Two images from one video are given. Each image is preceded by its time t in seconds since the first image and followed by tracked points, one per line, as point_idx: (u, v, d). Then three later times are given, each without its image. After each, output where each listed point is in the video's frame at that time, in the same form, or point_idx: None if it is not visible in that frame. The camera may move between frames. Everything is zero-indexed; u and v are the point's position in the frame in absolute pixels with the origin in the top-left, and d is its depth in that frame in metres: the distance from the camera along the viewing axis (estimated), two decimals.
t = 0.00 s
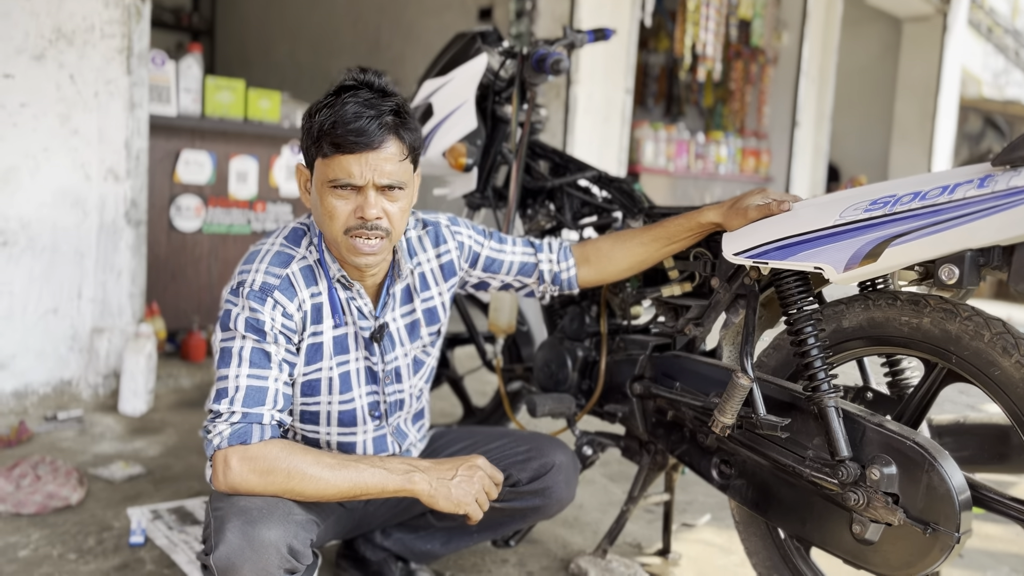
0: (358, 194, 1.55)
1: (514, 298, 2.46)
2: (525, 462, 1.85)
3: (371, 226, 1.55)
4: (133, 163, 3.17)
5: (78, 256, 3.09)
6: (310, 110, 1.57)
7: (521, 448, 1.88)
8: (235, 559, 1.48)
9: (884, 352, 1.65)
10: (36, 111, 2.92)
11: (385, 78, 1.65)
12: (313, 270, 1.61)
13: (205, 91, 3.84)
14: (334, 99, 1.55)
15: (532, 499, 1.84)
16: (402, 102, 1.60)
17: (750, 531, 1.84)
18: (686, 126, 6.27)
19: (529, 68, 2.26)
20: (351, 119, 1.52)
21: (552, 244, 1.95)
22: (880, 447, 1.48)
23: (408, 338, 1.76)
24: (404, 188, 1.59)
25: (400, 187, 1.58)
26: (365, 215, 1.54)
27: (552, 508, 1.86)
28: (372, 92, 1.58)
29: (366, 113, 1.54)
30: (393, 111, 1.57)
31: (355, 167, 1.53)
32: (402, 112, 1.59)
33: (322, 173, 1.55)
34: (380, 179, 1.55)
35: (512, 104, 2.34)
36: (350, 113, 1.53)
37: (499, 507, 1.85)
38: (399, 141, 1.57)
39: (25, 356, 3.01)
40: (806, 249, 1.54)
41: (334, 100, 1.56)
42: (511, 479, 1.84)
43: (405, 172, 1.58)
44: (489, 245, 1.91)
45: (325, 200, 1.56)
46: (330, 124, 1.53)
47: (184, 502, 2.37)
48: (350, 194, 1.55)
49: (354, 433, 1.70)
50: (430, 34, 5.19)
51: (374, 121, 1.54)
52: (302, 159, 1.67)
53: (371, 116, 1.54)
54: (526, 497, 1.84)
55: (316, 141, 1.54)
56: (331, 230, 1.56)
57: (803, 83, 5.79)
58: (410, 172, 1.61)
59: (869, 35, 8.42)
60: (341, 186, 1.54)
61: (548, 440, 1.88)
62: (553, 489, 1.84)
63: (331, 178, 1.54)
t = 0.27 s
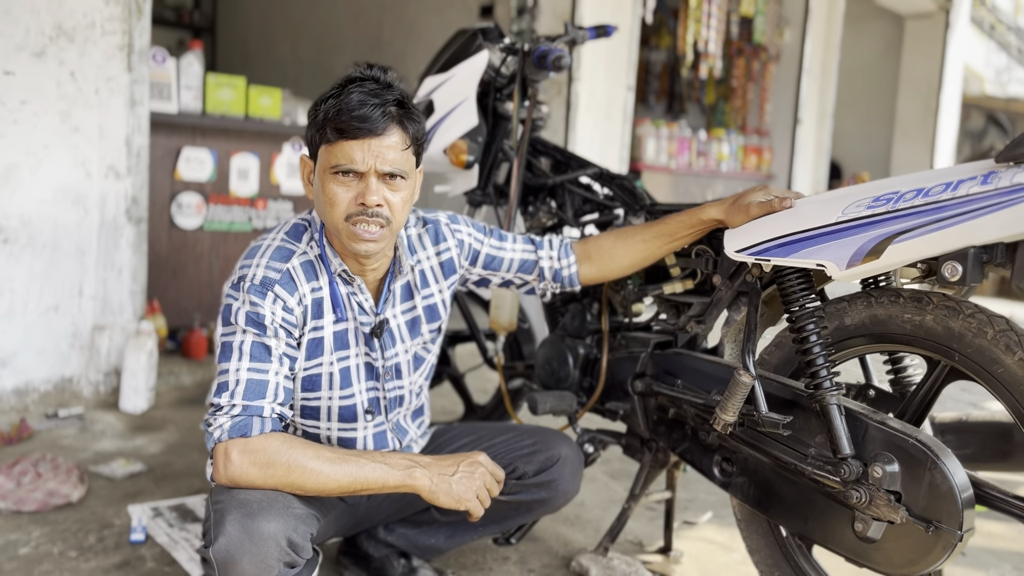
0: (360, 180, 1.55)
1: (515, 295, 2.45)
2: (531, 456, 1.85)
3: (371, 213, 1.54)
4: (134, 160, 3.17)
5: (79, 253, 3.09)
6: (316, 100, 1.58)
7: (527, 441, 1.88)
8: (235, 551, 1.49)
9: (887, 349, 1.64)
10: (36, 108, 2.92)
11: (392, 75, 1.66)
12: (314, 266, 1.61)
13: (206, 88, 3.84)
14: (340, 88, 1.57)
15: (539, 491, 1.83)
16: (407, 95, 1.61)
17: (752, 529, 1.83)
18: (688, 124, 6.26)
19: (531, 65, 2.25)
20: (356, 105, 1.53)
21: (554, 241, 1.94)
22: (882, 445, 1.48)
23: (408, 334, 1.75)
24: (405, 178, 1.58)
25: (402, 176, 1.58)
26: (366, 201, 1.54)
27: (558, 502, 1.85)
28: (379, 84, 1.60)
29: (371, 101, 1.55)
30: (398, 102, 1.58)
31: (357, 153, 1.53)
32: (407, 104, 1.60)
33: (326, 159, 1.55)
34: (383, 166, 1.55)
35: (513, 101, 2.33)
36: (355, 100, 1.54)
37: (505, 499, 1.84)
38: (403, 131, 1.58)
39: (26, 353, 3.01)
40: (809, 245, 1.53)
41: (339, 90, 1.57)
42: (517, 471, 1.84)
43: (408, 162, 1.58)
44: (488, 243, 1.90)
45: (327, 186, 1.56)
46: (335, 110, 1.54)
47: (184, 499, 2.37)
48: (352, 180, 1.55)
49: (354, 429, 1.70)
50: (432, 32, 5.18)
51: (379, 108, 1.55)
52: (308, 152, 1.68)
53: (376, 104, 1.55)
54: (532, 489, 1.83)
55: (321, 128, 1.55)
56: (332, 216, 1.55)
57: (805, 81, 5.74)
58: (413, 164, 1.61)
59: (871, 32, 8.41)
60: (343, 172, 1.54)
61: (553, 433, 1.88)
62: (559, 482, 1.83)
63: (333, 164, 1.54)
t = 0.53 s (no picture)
0: (356, 170, 1.54)
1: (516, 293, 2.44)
2: (533, 454, 1.84)
3: (368, 202, 1.54)
4: (135, 157, 3.16)
5: (79, 251, 3.09)
6: (309, 93, 1.58)
7: (529, 438, 1.88)
8: (232, 544, 1.48)
9: (890, 347, 1.63)
10: (37, 106, 2.91)
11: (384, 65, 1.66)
12: (311, 259, 1.61)
13: (207, 86, 3.83)
14: (332, 80, 1.56)
15: (542, 488, 1.83)
16: (400, 84, 1.60)
17: (754, 527, 1.83)
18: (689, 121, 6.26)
19: (532, 62, 2.25)
20: (349, 95, 1.53)
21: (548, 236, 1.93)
22: (885, 442, 1.47)
23: (407, 327, 1.75)
24: (401, 167, 1.58)
25: (397, 164, 1.57)
26: (363, 190, 1.54)
27: (561, 499, 1.85)
28: (371, 74, 1.60)
29: (363, 91, 1.54)
30: (391, 91, 1.58)
31: (352, 143, 1.53)
32: (400, 93, 1.59)
33: (321, 150, 1.55)
34: (377, 155, 1.54)
35: (514, 98, 2.33)
36: (348, 91, 1.54)
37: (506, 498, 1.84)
38: (396, 120, 1.57)
39: (27, 350, 3.01)
40: (811, 243, 1.53)
41: (332, 81, 1.57)
42: (520, 468, 1.83)
43: (402, 150, 1.58)
44: (485, 236, 1.90)
45: (323, 177, 1.55)
46: (328, 102, 1.53)
47: (186, 497, 2.37)
48: (348, 170, 1.55)
49: (353, 422, 1.69)
50: (433, 29, 5.17)
51: (372, 97, 1.54)
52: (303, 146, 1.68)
53: (368, 94, 1.54)
54: (535, 487, 1.83)
55: (315, 120, 1.55)
56: (329, 207, 1.55)
57: (807, 77, 5.74)
58: (408, 152, 1.60)
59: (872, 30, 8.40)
60: (339, 162, 1.54)
61: (555, 432, 1.87)
62: (563, 480, 1.83)
63: (328, 155, 1.54)
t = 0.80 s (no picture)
0: (370, 161, 1.54)
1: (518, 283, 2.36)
2: (534, 452, 1.84)
3: (380, 193, 1.54)
4: (135, 155, 3.16)
5: (80, 249, 3.08)
6: (329, 84, 1.59)
7: (530, 437, 1.88)
8: (228, 542, 1.48)
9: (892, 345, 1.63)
10: (37, 103, 2.91)
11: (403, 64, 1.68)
12: (315, 253, 1.61)
13: (208, 83, 3.83)
14: (353, 72, 1.57)
15: (543, 486, 1.83)
16: (418, 82, 1.62)
17: (754, 525, 1.83)
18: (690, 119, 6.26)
19: (533, 59, 2.24)
20: (370, 88, 1.54)
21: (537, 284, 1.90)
22: (886, 440, 1.47)
23: (407, 320, 1.75)
24: (414, 162, 1.59)
25: (411, 160, 1.58)
26: (376, 180, 1.54)
27: (562, 497, 1.86)
28: (392, 70, 1.61)
29: (384, 84, 1.56)
30: (410, 88, 1.59)
31: (370, 133, 1.53)
32: (418, 91, 1.61)
33: (337, 139, 1.55)
34: (393, 148, 1.55)
35: (515, 95, 2.33)
36: (369, 83, 1.55)
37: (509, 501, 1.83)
38: (413, 116, 1.59)
39: (28, 348, 3.00)
40: (813, 241, 1.53)
41: (353, 74, 1.58)
42: (522, 467, 1.83)
43: (417, 146, 1.59)
44: (473, 252, 1.89)
45: (337, 166, 1.55)
46: (349, 92, 1.55)
47: (187, 494, 2.37)
48: (363, 161, 1.55)
49: (356, 417, 1.68)
50: (433, 26, 5.17)
51: (392, 91, 1.56)
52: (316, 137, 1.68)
53: (388, 88, 1.55)
54: (536, 485, 1.83)
55: (334, 110, 1.56)
56: (341, 195, 1.55)
57: (808, 75, 5.68)
58: (422, 149, 1.61)
59: (874, 28, 8.39)
60: (354, 152, 1.54)
61: (556, 430, 1.88)
62: (563, 478, 1.84)
63: (344, 144, 1.54)
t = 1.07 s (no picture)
0: (385, 165, 1.54)
1: (518, 279, 2.28)
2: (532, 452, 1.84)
3: (391, 197, 1.53)
4: (135, 153, 3.16)
5: (79, 247, 3.08)
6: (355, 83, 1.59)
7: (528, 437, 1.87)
8: (207, 535, 1.48)
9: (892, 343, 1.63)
10: (36, 101, 2.91)
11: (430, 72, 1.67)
12: (320, 251, 1.61)
13: (207, 81, 3.82)
14: (380, 75, 1.57)
15: (540, 486, 1.83)
16: (443, 91, 1.61)
17: (754, 523, 1.83)
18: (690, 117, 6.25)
19: (533, 57, 2.23)
20: (394, 92, 1.53)
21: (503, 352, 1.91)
22: (886, 439, 1.47)
23: (411, 328, 1.75)
24: (429, 170, 1.57)
25: (426, 167, 1.57)
26: (388, 184, 1.53)
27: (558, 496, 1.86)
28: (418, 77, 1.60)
29: (408, 91, 1.55)
30: (433, 96, 1.58)
31: (388, 137, 1.53)
32: (441, 100, 1.60)
33: (356, 140, 1.55)
34: (409, 154, 1.54)
35: (515, 93, 2.33)
36: (393, 87, 1.54)
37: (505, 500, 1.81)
38: (433, 125, 1.57)
39: (27, 347, 3.00)
40: (811, 239, 1.53)
41: (379, 77, 1.58)
42: (518, 465, 1.82)
43: (434, 154, 1.58)
44: (467, 290, 1.86)
45: (352, 166, 1.55)
46: (372, 95, 1.54)
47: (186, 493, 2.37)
48: (378, 163, 1.54)
49: (348, 418, 1.68)
50: (433, 24, 5.16)
51: (415, 98, 1.55)
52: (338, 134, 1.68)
53: (411, 94, 1.54)
54: (534, 483, 1.83)
55: (356, 111, 1.55)
56: (353, 195, 1.55)
57: (808, 73, 5.74)
58: (438, 158, 1.60)
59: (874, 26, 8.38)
60: (370, 154, 1.53)
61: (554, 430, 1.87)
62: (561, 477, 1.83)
63: (362, 145, 1.54)
